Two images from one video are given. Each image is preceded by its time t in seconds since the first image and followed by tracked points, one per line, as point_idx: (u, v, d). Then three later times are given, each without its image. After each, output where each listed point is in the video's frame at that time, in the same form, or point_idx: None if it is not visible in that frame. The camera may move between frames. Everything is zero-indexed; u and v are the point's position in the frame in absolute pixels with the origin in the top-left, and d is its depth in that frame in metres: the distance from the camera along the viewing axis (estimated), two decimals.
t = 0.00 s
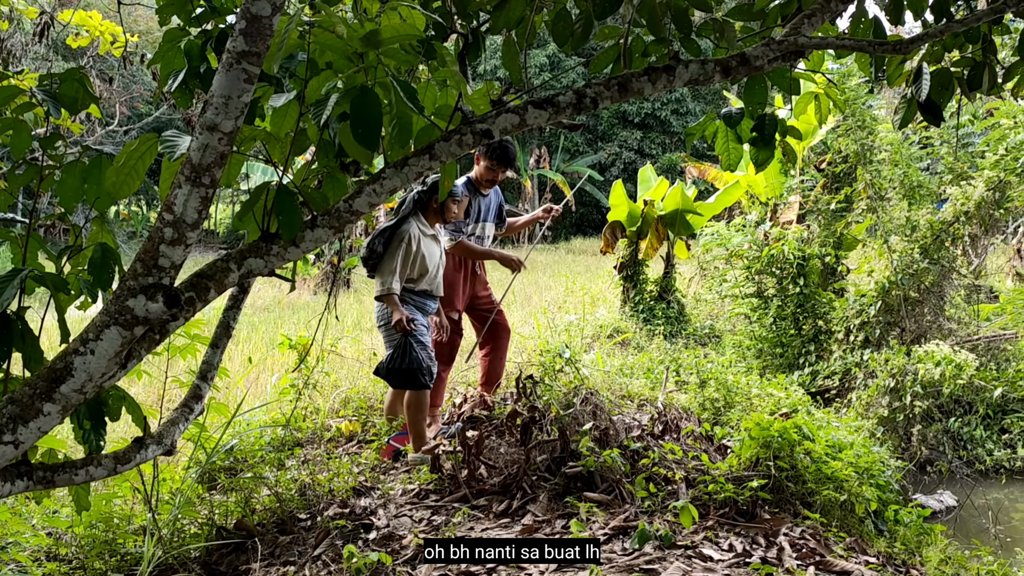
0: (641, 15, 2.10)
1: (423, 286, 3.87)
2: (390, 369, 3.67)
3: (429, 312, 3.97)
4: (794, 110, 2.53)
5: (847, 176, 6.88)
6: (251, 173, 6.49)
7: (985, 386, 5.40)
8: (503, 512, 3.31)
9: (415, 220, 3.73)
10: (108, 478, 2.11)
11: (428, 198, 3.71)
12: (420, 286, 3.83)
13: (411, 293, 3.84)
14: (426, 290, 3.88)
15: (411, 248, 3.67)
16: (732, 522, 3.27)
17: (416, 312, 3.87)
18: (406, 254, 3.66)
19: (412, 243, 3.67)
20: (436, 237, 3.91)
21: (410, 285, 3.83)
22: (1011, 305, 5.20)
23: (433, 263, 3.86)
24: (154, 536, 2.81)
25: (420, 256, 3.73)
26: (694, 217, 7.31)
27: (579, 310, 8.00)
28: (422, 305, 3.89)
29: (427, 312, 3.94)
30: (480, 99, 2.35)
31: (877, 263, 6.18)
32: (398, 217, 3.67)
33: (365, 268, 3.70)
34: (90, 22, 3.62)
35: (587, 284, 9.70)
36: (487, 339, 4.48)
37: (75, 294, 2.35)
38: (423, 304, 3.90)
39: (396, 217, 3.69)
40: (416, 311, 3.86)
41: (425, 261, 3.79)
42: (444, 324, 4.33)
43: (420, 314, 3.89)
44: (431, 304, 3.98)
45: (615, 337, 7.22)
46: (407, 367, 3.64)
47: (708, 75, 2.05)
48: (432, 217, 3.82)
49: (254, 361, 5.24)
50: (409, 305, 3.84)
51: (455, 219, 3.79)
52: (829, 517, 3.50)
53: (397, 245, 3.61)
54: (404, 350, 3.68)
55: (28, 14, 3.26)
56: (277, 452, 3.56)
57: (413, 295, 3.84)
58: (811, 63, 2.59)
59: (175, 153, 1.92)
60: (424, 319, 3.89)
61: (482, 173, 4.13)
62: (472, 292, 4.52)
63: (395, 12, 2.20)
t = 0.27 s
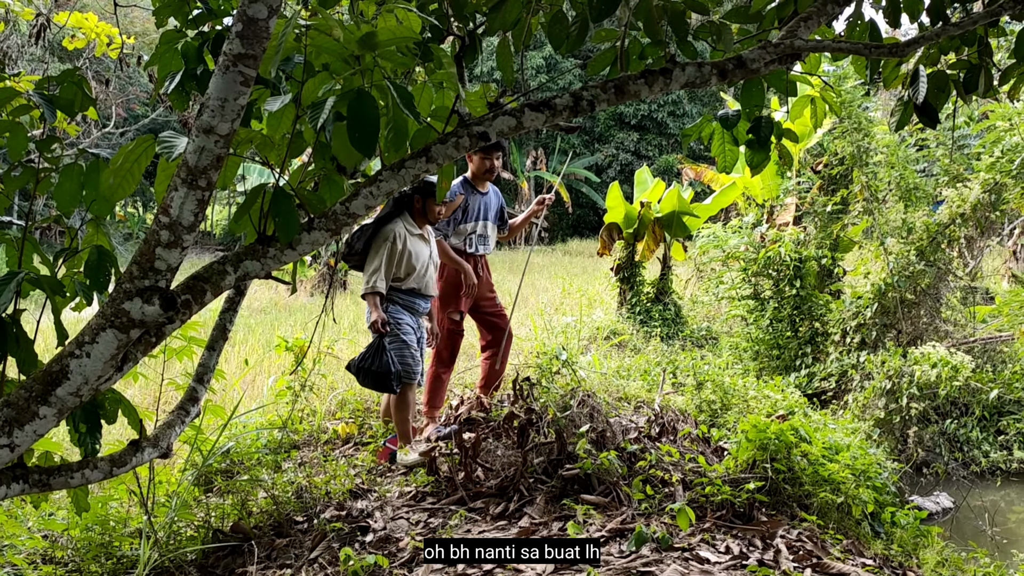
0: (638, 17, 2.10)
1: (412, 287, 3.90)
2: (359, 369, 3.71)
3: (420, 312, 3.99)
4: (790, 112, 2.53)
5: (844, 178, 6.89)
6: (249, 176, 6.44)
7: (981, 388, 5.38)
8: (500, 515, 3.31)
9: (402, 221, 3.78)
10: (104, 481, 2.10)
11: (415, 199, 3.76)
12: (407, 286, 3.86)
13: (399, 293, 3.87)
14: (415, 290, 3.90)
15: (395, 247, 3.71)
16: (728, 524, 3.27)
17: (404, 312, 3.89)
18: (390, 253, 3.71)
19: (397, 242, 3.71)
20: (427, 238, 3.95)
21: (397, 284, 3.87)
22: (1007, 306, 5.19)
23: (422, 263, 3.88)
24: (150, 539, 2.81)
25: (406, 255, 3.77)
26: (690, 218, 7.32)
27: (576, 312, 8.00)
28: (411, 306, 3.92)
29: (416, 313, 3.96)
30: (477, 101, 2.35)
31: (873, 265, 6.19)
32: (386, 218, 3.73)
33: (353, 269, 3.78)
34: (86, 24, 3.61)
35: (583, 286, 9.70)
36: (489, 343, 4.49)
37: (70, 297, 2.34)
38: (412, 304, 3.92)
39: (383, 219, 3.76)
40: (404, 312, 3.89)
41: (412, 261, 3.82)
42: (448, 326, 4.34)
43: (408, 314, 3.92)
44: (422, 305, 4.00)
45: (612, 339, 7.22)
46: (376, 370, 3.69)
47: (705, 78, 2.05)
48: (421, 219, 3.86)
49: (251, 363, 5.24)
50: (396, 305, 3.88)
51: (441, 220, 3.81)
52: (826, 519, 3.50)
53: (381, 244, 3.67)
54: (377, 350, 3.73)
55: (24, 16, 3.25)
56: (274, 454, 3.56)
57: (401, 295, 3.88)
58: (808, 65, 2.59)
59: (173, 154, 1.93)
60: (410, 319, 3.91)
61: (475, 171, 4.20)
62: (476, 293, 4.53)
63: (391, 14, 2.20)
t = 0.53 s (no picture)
0: (637, 19, 2.10)
1: (405, 289, 3.87)
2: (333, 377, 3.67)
3: (413, 314, 3.95)
4: (788, 114, 2.53)
5: (842, 180, 6.89)
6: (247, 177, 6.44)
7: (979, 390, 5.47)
8: (498, 516, 3.31)
9: (393, 223, 3.76)
10: (103, 483, 2.10)
11: (406, 201, 3.73)
12: (399, 288, 3.83)
13: (390, 296, 3.85)
14: (407, 292, 3.86)
15: (384, 250, 3.69)
16: (727, 526, 3.27)
17: (394, 316, 3.87)
18: (379, 256, 3.69)
19: (386, 244, 3.69)
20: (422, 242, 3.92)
21: (389, 289, 3.83)
22: (1006, 308, 5.20)
23: (415, 265, 3.84)
24: (149, 541, 2.80)
25: (396, 258, 3.74)
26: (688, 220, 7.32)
27: (574, 314, 8.01)
28: (403, 309, 3.89)
29: (408, 315, 3.93)
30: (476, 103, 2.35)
31: (871, 266, 6.23)
32: (377, 221, 3.71)
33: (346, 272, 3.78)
34: (85, 25, 3.61)
35: (581, 287, 9.71)
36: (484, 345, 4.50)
37: (69, 298, 2.34)
38: (404, 306, 3.89)
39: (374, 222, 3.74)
40: (394, 315, 3.87)
41: (402, 264, 3.78)
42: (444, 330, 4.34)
43: (398, 317, 3.89)
44: (416, 307, 3.96)
45: (610, 340, 7.22)
46: (351, 378, 3.63)
47: (703, 80, 2.05)
48: (413, 221, 3.82)
49: (249, 365, 5.24)
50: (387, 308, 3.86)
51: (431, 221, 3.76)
52: (824, 521, 3.50)
53: (370, 247, 3.65)
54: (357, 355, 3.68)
55: (22, 17, 3.24)
56: (272, 455, 3.56)
57: (393, 298, 3.85)
58: (806, 67, 2.59)
59: (171, 156, 1.93)
60: (399, 323, 3.88)
61: (468, 173, 4.17)
62: (470, 295, 4.51)
63: (390, 17, 2.20)
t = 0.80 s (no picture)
0: (635, 21, 2.10)
1: (393, 296, 3.80)
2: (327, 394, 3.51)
3: (403, 321, 3.87)
4: (787, 116, 2.53)
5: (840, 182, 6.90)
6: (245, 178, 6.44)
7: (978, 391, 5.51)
8: (497, 518, 3.31)
9: (380, 229, 3.69)
10: (101, 484, 2.10)
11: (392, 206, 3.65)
12: (387, 296, 3.76)
13: (379, 303, 3.78)
14: (395, 299, 3.79)
15: (368, 258, 3.62)
16: (725, 527, 3.27)
17: (383, 323, 3.81)
18: (363, 264, 3.63)
19: (370, 252, 3.62)
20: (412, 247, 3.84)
21: (377, 297, 3.76)
22: (1004, 309, 5.28)
23: (403, 272, 3.76)
24: (147, 542, 2.80)
25: (382, 265, 3.67)
26: (686, 222, 7.33)
27: (572, 315, 8.01)
28: (392, 316, 3.82)
29: (398, 322, 3.85)
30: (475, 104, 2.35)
31: (870, 268, 6.23)
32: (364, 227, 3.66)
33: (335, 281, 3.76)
34: (84, 26, 3.60)
35: (579, 288, 9.71)
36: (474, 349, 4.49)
37: (68, 300, 2.34)
38: (394, 314, 3.82)
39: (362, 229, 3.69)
40: (383, 322, 3.81)
41: (389, 272, 3.71)
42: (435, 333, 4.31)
43: (388, 325, 3.83)
44: (406, 313, 3.88)
45: (609, 342, 7.23)
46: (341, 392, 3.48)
47: (702, 81, 2.05)
48: (402, 225, 3.75)
49: (247, 366, 5.23)
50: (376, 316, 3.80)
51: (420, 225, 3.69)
52: (822, 523, 3.50)
53: (354, 256, 3.60)
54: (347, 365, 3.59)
55: (21, 18, 3.24)
56: (270, 457, 3.56)
57: (382, 306, 3.78)
58: (804, 69, 2.59)
59: (169, 157, 1.92)
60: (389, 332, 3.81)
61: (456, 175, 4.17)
62: (458, 297, 4.48)
63: (389, 18, 2.20)
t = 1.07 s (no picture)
0: (633, 22, 2.10)
1: (380, 298, 3.72)
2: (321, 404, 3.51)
3: (393, 323, 3.79)
4: (785, 117, 2.52)
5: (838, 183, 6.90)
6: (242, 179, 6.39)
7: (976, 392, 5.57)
8: (495, 519, 3.30)
9: (362, 231, 3.63)
10: (98, 485, 2.09)
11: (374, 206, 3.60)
12: (373, 299, 3.70)
13: (366, 307, 3.72)
14: (381, 302, 3.72)
15: (349, 261, 3.57)
16: (723, 528, 3.28)
17: (371, 327, 3.74)
18: (345, 269, 3.57)
19: (351, 255, 3.56)
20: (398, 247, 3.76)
21: (365, 300, 3.71)
22: (1000, 312, 5.32)
23: (387, 273, 3.68)
24: (144, 543, 2.80)
25: (364, 268, 3.60)
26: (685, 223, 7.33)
27: (570, 316, 8.02)
28: (380, 319, 3.74)
29: (387, 325, 3.77)
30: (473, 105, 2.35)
31: (867, 269, 6.24)
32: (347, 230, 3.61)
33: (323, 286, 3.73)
34: (82, 28, 3.60)
35: (578, 290, 9.71)
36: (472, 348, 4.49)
37: (66, 301, 2.34)
38: (382, 316, 3.74)
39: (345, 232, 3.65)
40: (371, 326, 3.74)
41: (373, 274, 3.64)
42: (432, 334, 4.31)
43: (377, 328, 3.76)
44: (395, 315, 3.79)
45: (607, 343, 7.23)
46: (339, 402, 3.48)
47: (700, 82, 2.05)
48: (385, 226, 3.68)
49: (245, 367, 5.23)
50: (365, 320, 3.74)
51: (403, 223, 3.61)
52: (821, 523, 3.50)
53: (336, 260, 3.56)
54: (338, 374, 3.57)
55: (19, 19, 3.24)
56: (268, 458, 3.56)
57: (369, 309, 3.72)
58: (802, 70, 2.59)
59: (168, 158, 1.92)
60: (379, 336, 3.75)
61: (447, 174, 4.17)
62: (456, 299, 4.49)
63: (388, 19, 2.20)
